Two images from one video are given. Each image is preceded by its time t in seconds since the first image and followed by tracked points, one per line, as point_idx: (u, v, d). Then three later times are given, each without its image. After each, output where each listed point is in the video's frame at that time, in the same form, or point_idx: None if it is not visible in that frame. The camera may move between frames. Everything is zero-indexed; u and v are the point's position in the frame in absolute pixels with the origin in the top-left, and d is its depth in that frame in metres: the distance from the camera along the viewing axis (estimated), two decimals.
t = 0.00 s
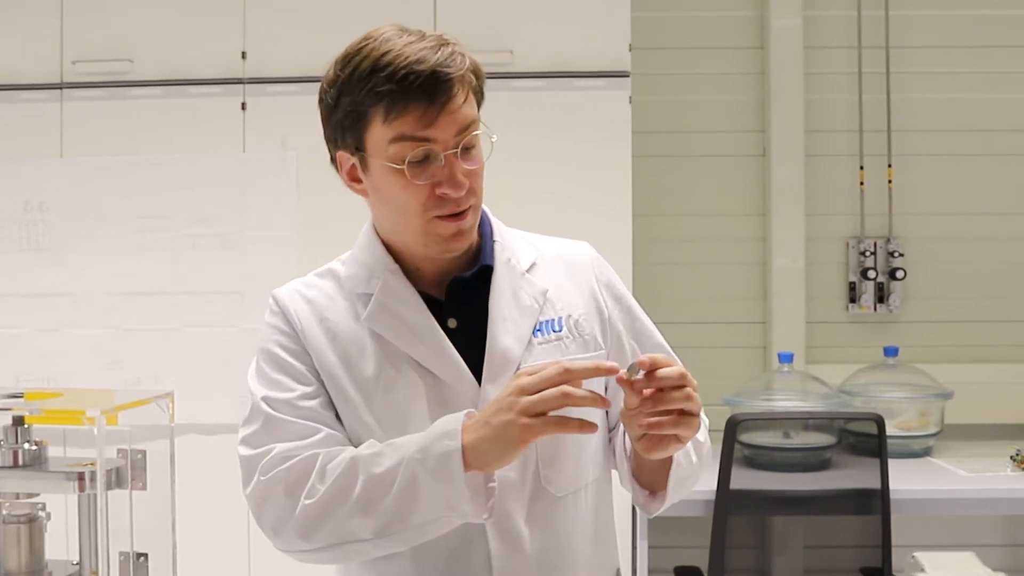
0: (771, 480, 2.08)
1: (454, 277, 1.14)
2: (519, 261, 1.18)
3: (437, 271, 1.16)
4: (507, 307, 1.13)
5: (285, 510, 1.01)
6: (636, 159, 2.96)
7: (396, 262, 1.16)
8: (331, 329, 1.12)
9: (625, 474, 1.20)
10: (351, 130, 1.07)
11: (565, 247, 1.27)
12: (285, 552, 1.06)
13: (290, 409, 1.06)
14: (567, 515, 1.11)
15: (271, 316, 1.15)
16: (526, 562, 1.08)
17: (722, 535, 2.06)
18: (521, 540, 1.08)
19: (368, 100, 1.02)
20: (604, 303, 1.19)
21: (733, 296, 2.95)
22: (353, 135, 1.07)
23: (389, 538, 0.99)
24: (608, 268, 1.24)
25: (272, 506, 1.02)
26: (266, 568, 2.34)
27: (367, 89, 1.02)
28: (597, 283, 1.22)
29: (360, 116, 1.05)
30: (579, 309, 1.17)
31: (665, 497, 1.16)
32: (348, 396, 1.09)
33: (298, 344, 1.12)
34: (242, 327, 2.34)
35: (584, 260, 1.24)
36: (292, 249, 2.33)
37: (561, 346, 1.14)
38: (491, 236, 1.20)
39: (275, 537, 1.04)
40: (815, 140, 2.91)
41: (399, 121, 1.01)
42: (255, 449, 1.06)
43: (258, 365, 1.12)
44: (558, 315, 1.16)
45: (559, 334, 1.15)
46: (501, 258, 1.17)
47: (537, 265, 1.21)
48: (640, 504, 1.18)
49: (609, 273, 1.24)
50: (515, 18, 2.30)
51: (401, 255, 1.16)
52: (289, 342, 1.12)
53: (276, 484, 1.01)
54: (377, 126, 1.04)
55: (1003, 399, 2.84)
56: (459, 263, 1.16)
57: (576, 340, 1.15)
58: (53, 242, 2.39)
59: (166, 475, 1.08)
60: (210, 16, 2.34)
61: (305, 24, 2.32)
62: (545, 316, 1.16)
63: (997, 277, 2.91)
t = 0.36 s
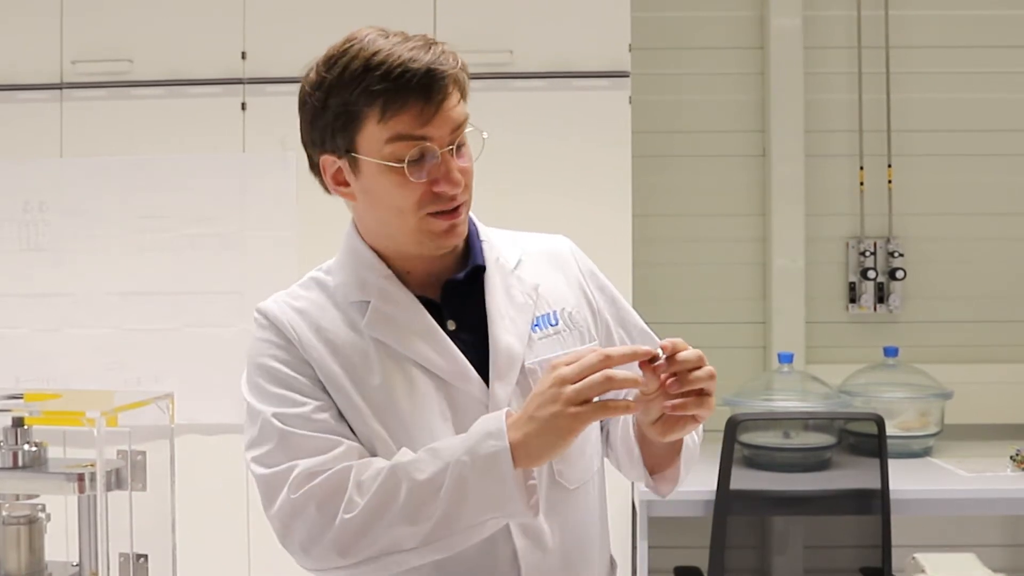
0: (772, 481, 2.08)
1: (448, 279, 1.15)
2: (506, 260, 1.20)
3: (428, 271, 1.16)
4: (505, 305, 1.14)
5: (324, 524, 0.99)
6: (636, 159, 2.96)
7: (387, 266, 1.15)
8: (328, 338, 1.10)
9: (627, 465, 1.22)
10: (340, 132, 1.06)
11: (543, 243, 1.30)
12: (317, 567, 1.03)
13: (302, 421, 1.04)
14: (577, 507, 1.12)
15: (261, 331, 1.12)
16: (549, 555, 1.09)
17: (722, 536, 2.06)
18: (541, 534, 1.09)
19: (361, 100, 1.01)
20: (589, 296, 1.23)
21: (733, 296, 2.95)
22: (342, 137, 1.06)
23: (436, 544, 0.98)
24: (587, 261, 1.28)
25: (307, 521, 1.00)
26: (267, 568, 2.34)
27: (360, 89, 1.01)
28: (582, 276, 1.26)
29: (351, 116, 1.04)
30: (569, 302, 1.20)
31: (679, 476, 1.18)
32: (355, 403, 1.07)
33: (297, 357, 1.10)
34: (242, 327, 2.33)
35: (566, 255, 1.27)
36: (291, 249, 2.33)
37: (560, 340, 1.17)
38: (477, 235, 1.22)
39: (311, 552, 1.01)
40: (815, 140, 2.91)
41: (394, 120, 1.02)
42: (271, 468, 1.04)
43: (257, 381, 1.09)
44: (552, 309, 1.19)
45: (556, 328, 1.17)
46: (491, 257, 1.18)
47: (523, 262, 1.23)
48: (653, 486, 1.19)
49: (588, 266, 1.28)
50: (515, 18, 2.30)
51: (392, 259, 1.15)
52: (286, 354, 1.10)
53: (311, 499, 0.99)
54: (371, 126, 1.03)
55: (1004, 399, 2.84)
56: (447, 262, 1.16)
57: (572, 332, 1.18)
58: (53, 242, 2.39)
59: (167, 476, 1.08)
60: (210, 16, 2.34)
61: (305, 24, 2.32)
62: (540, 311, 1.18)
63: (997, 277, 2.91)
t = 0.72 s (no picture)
0: (772, 482, 2.08)
1: (445, 280, 1.15)
2: (498, 260, 1.21)
3: (425, 271, 1.16)
4: (502, 305, 1.15)
5: (341, 530, 0.99)
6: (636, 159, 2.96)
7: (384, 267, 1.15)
8: (328, 342, 1.09)
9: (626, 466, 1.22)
10: (336, 128, 1.06)
11: (534, 241, 1.30)
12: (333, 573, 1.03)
13: (308, 429, 1.03)
14: (582, 507, 1.13)
15: (257, 338, 1.10)
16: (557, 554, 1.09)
17: (722, 536, 2.06)
18: (550, 534, 1.09)
19: (359, 94, 1.01)
20: (581, 294, 1.24)
21: (733, 296, 2.94)
22: (339, 133, 1.06)
23: (455, 547, 0.98)
24: (577, 259, 1.29)
25: (322, 529, 0.99)
26: (266, 567, 2.34)
27: (358, 82, 1.01)
28: (573, 274, 1.26)
29: (348, 112, 1.04)
30: (562, 301, 1.21)
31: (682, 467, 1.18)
32: (359, 408, 1.07)
33: (297, 361, 1.08)
34: (242, 328, 2.33)
35: (557, 254, 1.28)
36: (291, 249, 2.33)
37: (558, 338, 1.17)
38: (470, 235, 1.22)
39: (327, 558, 1.01)
40: (815, 140, 2.91)
41: (393, 113, 1.02)
42: (278, 476, 1.04)
43: (257, 387, 1.08)
44: (548, 308, 1.19)
45: (553, 326, 1.17)
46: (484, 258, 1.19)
47: (515, 261, 1.23)
48: (656, 478, 1.19)
49: (578, 265, 1.28)
50: (515, 19, 2.30)
51: (388, 259, 1.14)
52: (285, 361, 1.08)
53: (326, 506, 0.98)
54: (369, 119, 1.03)
55: (1004, 399, 2.84)
56: (443, 263, 1.16)
57: (569, 329, 1.18)
58: (53, 243, 2.39)
59: (167, 476, 1.08)
60: (209, 16, 2.34)
61: (305, 24, 2.32)
62: (536, 310, 1.18)
63: (997, 277, 2.91)
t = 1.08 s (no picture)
0: (771, 481, 2.08)
1: (444, 279, 1.15)
2: (499, 260, 1.21)
3: (424, 269, 1.16)
4: (504, 304, 1.15)
5: (344, 538, 0.98)
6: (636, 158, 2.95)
7: (384, 266, 1.15)
8: (328, 342, 1.09)
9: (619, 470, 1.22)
10: (334, 119, 1.07)
11: (532, 242, 1.30)
12: None
13: (308, 432, 1.02)
14: (579, 507, 1.13)
15: (255, 337, 1.10)
16: (557, 557, 1.09)
17: (722, 535, 2.06)
18: (550, 535, 1.09)
19: (355, 83, 1.03)
20: (580, 295, 1.25)
21: (733, 296, 2.95)
22: (337, 124, 1.07)
23: (460, 557, 0.97)
24: (576, 261, 1.30)
25: (324, 535, 0.99)
26: (266, 567, 2.34)
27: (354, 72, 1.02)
28: (571, 275, 1.27)
29: (344, 102, 1.05)
30: (562, 302, 1.21)
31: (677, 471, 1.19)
32: (360, 409, 1.06)
33: (296, 360, 1.08)
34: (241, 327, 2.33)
35: (556, 256, 1.28)
36: (291, 249, 2.33)
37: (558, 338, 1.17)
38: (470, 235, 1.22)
39: (331, 564, 1.00)
40: (814, 140, 2.91)
41: (388, 103, 1.02)
42: (277, 480, 1.02)
43: (256, 386, 1.07)
44: (547, 308, 1.19)
45: (553, 327, 1.18)
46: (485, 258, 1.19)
47: (515, 261, 1.23)
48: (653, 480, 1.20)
49: (576, 266, 1.29)
50: (514, 18, 2.30)
51: (388, 254, 1.14)
52: (284, 360, 1.08)
53: (328, 513, 0.97)
54: (365, 109, 1.04)
55: (1003, 399, 2.84)
56: (442, 260, 1.17)
57: (568, 330, 1.19)
58: (54, 242, 2.39)
59: (166, 475, 1.08)
60: (209, 16, 2.34)
61: (304, 24, 2.32)
62: (537, 310, 1.18)
63: (996, 277, 2.91)
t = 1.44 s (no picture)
0: (770, 481, 2.08)
1: (449, 274, 1.15)
2: (507, 260, 1.21)
3: (428, 259, 1.15)
4: (506, 304, 1.15)
5: (312, 535, 1.00)
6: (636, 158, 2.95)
7: (388, 254, 1.15)
8: (324, 331, 1.10)
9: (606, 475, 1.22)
10: (345, 97, 1.10)
11: (545, 247, 1.30)
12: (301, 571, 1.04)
13: (292, 425, 1.04)
14: (567, 511, 1.12)
15: (255, 320, 1.11)
16: (539, 561, 1.08)
17: (722, 535, 2.06)
18: (533, 539, 1.08)
19: (364, 56, 1.06)
20: (590, 303, 1.24)
21: (733, 296, 2.94)
22: (347, 100, 1.10)
23: (423, 563, 1.00)
24: (588, 267, 1.30)
25: (291, 531, 1.00)
26: (266, 568, 2.34)
27: (364, 45, 1.07)
28: (581, 281, 1.26)
29: (353, 78, 1.08)
30: (569, 307, 1.21)
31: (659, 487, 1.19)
32: (350, 401, 1.07)
33: (288, 346, 1.09)
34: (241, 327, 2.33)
35: (568, 261, 1.28)
36: (290, 248, 2.33)
37: (558, 341, 1.17)
38: (480, 232, 1.22)
39: (298, 558, 1.02)
40: (814, 139, 2.91)
41: (392, 75, 1.05)
42: (256, 468, 1.04)
43: (248, 369, 1.09)
44: (552, 312, 1.19)
45: (555, 330, 1.17)
46: (492, 257, 1.19)
47: (524, 263, 1.23)
48: (632, 494, 1.20)
49: (586, 274, 1.29)
50: (514, 18, 2.30)
51: (391, 240, 1.14)
52: (280, 346, 1.09)
53: (297, 510, 0.99)
54: (371, 82, 1.07)
55: (1003, 399, 2.84)
56: (447, 256, 1.16)
57: (571, 335, 1.18)
58: (54, 242, 2.39)
59: (166, 475, 1.08)
60: (208, 15, 2.34)
61: (303, 23, 2.32)
62: (540, 313, 1.18)
63: (996, 276, 2.91)
